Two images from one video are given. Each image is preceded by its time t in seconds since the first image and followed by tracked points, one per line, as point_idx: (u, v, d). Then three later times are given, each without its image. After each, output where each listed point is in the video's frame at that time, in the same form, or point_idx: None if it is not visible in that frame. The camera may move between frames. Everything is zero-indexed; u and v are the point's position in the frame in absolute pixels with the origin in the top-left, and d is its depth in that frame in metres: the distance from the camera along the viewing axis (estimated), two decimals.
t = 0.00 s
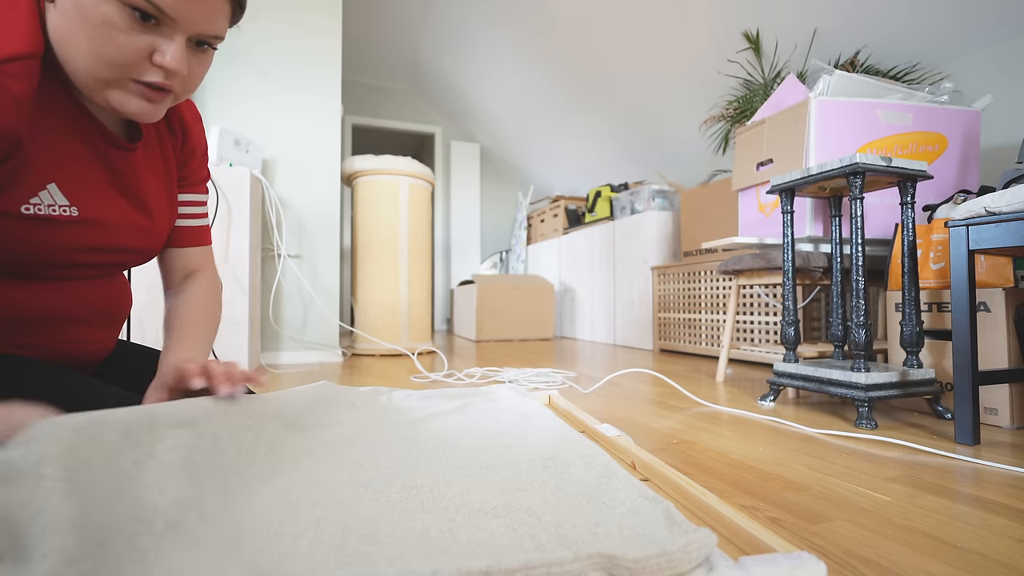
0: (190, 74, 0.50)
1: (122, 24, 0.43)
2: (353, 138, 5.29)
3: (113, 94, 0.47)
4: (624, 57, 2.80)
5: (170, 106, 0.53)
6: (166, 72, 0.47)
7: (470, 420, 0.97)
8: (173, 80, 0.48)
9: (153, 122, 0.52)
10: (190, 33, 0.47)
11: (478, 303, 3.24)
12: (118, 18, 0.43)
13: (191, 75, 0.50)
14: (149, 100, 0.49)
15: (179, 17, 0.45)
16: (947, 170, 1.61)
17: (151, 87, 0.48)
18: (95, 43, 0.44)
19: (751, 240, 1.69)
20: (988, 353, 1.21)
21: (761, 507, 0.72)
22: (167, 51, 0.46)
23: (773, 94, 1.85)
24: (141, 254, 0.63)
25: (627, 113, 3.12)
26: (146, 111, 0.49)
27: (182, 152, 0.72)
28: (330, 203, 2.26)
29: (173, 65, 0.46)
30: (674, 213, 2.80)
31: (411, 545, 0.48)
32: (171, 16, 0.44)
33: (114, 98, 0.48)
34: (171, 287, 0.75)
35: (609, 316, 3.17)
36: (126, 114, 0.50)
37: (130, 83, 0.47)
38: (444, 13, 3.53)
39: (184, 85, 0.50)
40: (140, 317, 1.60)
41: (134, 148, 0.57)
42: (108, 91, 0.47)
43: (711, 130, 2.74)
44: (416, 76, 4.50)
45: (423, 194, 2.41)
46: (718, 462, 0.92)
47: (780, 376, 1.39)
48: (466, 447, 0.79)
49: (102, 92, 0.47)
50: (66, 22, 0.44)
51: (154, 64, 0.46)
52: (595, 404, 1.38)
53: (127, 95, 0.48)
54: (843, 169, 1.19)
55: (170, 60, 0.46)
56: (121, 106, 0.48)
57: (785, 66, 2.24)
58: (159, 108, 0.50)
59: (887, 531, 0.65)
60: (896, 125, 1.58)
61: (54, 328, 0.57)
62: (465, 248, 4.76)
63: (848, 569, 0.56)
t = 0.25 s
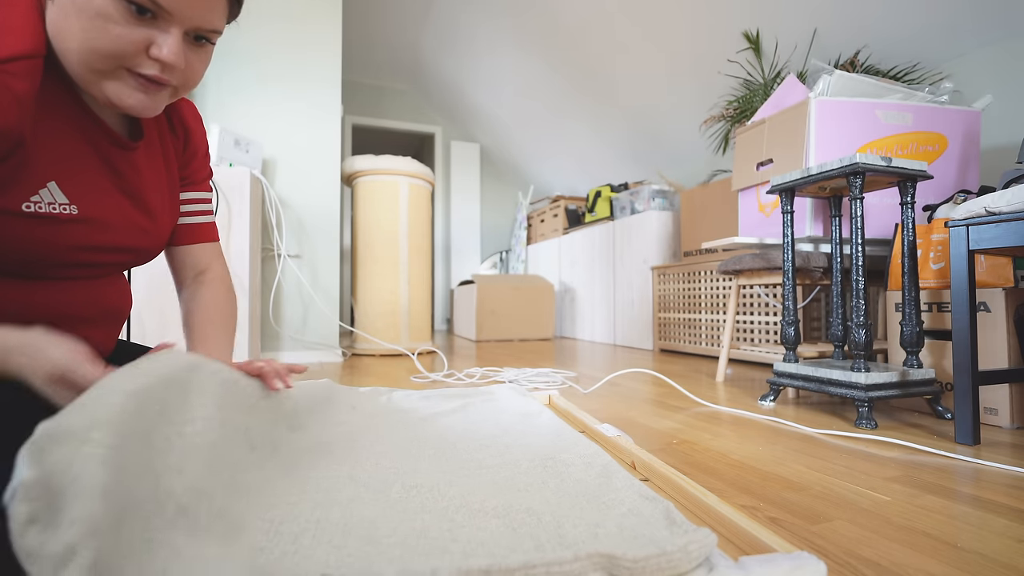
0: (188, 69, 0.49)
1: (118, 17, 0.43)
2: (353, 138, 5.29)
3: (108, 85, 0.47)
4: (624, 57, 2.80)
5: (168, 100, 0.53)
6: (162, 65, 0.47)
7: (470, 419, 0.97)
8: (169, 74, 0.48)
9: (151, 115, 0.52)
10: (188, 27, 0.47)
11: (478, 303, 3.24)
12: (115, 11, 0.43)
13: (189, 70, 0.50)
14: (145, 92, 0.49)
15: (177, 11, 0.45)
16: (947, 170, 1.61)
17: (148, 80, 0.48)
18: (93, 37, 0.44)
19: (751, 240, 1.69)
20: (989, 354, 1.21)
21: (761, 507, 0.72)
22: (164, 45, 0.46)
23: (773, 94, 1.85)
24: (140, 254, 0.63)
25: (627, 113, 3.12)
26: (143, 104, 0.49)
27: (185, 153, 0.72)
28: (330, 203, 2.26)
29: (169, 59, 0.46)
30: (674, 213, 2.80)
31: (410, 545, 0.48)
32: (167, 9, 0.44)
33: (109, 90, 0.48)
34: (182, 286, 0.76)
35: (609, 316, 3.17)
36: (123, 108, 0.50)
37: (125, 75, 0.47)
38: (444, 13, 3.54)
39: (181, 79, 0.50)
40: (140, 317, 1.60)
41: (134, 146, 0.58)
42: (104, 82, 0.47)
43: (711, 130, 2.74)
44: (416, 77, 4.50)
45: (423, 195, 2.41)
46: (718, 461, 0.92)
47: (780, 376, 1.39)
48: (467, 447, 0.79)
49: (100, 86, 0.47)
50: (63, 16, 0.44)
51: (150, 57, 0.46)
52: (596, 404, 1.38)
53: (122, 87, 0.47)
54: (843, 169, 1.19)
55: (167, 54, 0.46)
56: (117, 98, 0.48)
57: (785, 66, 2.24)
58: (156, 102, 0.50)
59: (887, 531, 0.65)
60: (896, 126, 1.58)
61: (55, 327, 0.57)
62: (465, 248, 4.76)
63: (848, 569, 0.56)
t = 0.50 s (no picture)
0: (195, 71, 0.50)
1: (125, 21, 0.44)
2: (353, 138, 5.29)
3: (119, 91, 0.48)
4: (624, 57, 2.80)
5: (175, 102, 0.53)
6: (171, 69, 0.47)
7: (470, 419, 0.97)
8: (177, 77, 0.48)
9: (159, 117, 0.53)
10: (194, 33, 0.47)
11: (478, 303, 3.24)
12: (123, 16, 0.43)
13: (197, 73, 0.50)
14: (154, 95, 0.49)
15: (185, 16, 0.45)
16: (947, 170, 1.61)
17: (156, 83, 0.48)
18: (101, 42, 0.44)
19: (751, 240, 1.69)
20: (988, 354, 1.21)
21: (761, 507, 0.72)
22: (172, 50, 0.46)
23: (773, 94, 1.85)
24: (142, 255, 0.63)
25: (627, 113, 3.13)
26: (152, 106, 0.50)
27: (187, 155, 0.72)
28: (330, 203, 2.26)
29: (177, 63, 0.46)
30: (674, 213, 2.80)
31: (410, 545, 0.48)
32: (175, 15, 0.44)
33: (120, 95, 0.48)
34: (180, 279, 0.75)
35: (609, 316, 3.17)
36: (129, 111, 0.50)
37: (134, 79, 0.47)
38: (444, 14, 3.54)
39: (189, 81, 0.50)
40: (140, 317, 1.60)
41: (140, 148, 0.58)
42: (113, 88, 0.47)
43: (711, 130, 2.74)
44: (416, 77, 4.50)
45: (423, 195, 2.41)
46: (717, 461, 0.92)
47: (780, 376, 1.39)
48: (466, 447, 0.79)
49: (106, 89, 0.48)
50: (72, 22, 0.44)
51: (159, 61, 0.46)
52: (595, 404, 1.38)
53: (131, 91, 0.48)
54: (843, 169, 1.19)
55: (174, 59, 0.46)
56: (127, 102, 0.49)
57: (785, 66, 2.24)
58: (161, 105, 0.51)
59: (887, 531, 0.65)
60: (896, 125, 1.58)
61: (58, 326, 0.57)
62: (465, 248, 4.75)
63: (848, 569, 0.56)
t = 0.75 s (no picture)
0: (201, 72, 0.50)
1: (136, 23, 0.44)
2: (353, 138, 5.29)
3: (124, 91, 0.48)
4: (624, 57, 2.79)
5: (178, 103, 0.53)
6: (178, 70, 0.47)
7: (471, 419, 0.97)
8: (183, 78, 0.48)
9: (161, 118, 0.53)
10: (202, 33, 0.47)
11: (478, 303, 3.24)
12: (132, 16, 0.43)
13: (202, 74, 0.50)
14: (158, 96, 0.49)
15: (194, 17, 0.45)
16: (947, 170, 1.61)
17: (161, 83, 0.48)
18: (108, 41, 0.44)
19: (751, 240, 1.69)
20: (988, 353, 1.21)
21: (761, 507, 0.72)
22: (180, 50, 0.46)
23: (773, 94, 1.85)
24: (141, 254, 0.63)
25: (627, 114, 3.13)
26: (156, 107, 0.50)
27: (186, 155, 0.72)
28: (330, 203, 2.25)
29: (186, 64, 0.47)
30: (674, 213, 2.80)
31: (410, 545, 0.48)
32: (185, 16, 0.45)
33: (125, 95, 0.48)
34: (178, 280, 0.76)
35: (609, 316, 3.17)
36: (135, 111, 0.50)
37: (140, 80, 0.47)
38: (444, 13, 3.53)
39: (194, 83, 0.50)
40: (140, 316, 1.60)
41: (137, 145, 0.57)
42: (118, 87, 0.47)
43: (711, 130, 2.74)
44: (416, 77, 4.50)
45: (423, 195, 2.41)
46: (717, 461, 0.92)
47: (780, 376, 1.39)
48: (466, 447, 0.79)
49: (113, 90, 0.48)
50: (80, 20, 0.44)
51: (166, 62, 0.46)
52: (595, 404, 1.38)
53: (137, 92, 0.48)
54: (843, 169, 1.19)
55: (183, 60, 0.46)
56: (131, 102, 0.49)
57: (785, 66, 2.24)
58: (168, 105, 0.51)
59: (887, 531, 0.65)
60: (896, 125, 1.58)
61: (57, 327, 0.57)
62: (465, 248, 4.75)
63: (848, 569, 0.56)
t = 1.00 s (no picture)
0: (197, 63, 0.51)
1: (135, 13, 0.44)
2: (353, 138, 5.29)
3: (122, 82, 0.48)
4: (624, 57, 2.80)
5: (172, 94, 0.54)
6: (177, 60, 0.48)
7: (471, 419, 0.97)
8: (180, 68, 0.49)
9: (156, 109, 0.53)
10: (200, 26, 0.48)
11: (478, 303, 3.24)
12: (131, 6, 0.44)
13: (198, 65, 0.51)
14: (156, 87, 0.50)
15: (194, 10, 0.46)
16: (947, 170, 1.61)
17: (159, 73, 0.49)
18: (107, 30, 0.44)
19: (751, 240, 1.69)
20: (988, 353, 1.21)
21: (761, 507, 0.72)
22: (179, 42, 0.47)
23: (773, 94, 1.84)
24: (141, 252, 0.63)
25: (627, 114, 3.13)
26: (154, 98, 0.50)
27: (182, 151, 0.72)
28: (330, 203, 2.25)
29: (185, 54, 0.48)
30: (674, 213, 2.80)
31: (410, 545, 0.48)
32: (185, 8, 0.46)
33: (123, 87, 0.48)
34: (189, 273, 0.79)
35: (609, 316, 3.17)
36: (132, 101, 0.50)
37: (138, 70, 0.48)
38: (444, 13, 3.53)
39: (189, 73, 0.51)
40: (140, 316, 1.60)
41: (133, 143, 0.57)
42: (117, 79, 0.48)
43: (711, 130, 2.75)
44: (416, 77, 4.50)
45: (423, 194, 2.41)
46: (718, 461, 0.92)
47: (780, 376, 1.38)
48: (466, 447, 0.79)
49: (109, 79, 0.48)
50: (78, 11, 0.44)
51: (165, 52, 0.47)
52: (595, 404, 1.38)
53: (136, 83, 0.48)
54: (843, 169, 1.19)
55: (183, 50, 0.47)
56: (130, 93, 0.49)
57: (785, 66, 2.24)
58: (165, 96, 0.51)
59: (887, 531, 0.65)
60: (896, 125, 1.58)
61: (56, 327, 0.57)
62: (465, 248, 4.75)
63: (848, 569, 0.56)
